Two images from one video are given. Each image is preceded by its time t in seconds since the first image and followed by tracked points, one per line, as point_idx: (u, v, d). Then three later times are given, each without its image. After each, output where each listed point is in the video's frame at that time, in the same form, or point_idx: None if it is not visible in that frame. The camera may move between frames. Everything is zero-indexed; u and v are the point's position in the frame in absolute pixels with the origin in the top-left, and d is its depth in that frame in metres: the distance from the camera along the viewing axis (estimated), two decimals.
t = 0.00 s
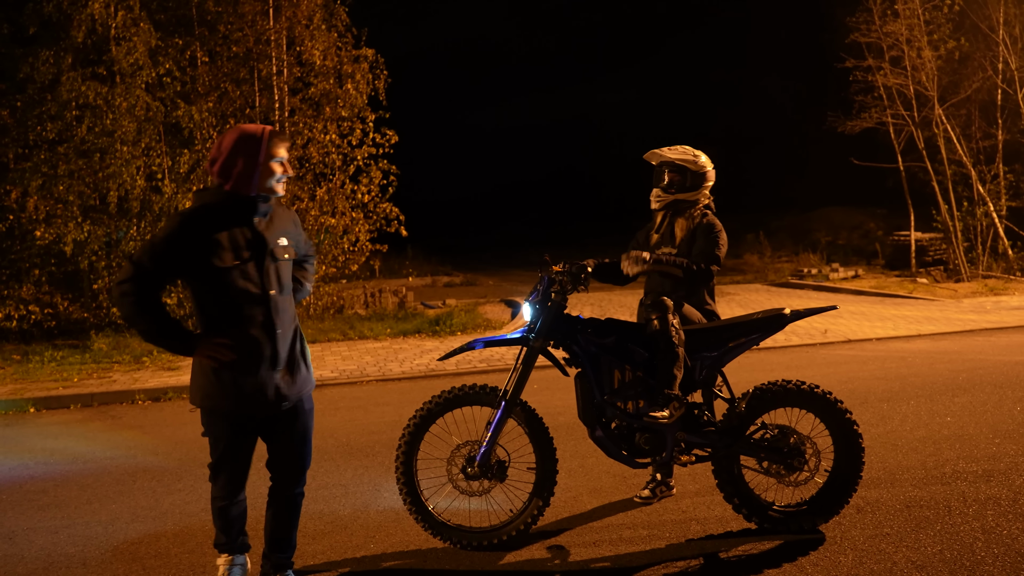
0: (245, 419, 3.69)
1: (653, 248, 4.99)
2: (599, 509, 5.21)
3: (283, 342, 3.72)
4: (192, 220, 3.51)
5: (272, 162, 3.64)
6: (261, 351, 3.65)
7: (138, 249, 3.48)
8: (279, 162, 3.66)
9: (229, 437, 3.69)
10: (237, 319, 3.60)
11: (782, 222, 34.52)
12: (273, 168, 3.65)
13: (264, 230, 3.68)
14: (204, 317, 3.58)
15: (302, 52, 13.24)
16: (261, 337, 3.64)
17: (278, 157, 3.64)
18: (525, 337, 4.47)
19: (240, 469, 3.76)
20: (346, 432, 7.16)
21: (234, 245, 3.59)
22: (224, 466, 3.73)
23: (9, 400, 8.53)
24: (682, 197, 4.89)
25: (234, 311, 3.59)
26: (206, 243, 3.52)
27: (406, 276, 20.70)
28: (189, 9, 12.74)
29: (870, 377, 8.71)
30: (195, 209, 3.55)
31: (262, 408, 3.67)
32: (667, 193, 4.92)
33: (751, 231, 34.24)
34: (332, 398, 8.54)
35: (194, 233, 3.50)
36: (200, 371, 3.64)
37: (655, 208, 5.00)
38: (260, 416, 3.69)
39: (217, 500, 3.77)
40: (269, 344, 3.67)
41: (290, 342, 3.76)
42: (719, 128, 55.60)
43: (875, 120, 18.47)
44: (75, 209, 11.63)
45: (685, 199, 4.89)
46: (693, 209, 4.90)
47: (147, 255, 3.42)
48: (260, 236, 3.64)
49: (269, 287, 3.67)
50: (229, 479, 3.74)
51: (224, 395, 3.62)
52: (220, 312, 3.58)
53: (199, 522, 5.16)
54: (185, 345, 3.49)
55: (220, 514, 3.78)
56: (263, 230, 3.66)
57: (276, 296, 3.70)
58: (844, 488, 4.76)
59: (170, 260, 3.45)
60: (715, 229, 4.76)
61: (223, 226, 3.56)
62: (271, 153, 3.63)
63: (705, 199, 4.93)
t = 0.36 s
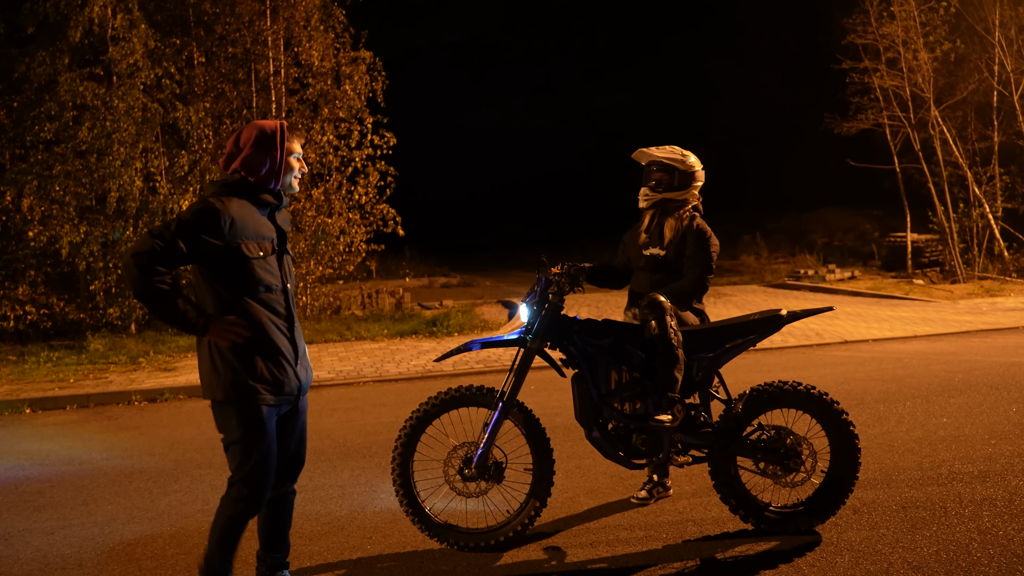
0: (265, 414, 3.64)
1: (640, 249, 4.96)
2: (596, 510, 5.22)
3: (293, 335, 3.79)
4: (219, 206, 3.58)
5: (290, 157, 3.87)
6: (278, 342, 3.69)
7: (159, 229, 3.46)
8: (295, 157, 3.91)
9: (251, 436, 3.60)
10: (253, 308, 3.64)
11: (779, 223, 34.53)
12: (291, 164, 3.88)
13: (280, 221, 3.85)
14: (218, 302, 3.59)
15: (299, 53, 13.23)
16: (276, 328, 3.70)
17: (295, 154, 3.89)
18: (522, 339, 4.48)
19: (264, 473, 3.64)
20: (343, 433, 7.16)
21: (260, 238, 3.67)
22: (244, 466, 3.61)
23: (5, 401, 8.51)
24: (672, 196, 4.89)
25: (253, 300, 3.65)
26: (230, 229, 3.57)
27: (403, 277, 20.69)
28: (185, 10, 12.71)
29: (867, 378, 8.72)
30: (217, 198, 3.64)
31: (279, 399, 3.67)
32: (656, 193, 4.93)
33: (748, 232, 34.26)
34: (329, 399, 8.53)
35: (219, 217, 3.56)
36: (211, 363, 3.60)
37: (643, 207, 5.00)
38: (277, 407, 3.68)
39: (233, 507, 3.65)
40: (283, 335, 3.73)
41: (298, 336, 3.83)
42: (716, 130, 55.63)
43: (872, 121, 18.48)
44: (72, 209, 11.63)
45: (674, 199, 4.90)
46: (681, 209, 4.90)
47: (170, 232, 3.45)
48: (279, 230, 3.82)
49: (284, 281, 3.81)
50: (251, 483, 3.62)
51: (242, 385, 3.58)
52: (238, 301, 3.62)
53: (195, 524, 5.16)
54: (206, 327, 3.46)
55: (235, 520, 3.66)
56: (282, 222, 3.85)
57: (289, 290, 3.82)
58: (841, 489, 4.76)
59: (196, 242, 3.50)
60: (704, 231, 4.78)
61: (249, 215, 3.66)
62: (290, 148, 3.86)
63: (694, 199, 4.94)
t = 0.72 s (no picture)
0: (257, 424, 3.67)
1: (630, 250, 4.96)
2: (591, 513, 5.21)
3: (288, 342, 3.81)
4: (216, 215, 3.50)
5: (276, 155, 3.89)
6: (276, 351, 3.71)
7: (158, 247, 3.36)
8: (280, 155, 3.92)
9: (242, 448, 3.63)
10: (254, 318, 3.63)
11: (774, 226, 34.60)
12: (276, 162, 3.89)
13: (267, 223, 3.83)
14: (216, 313, 3.57)
15: (295, 55, 13.22)
16: (274, 337, 3.71)
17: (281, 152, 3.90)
18: (518, 342, 4.47)
19: (246, 484, 3.68)
20: (338, 436, 7.15)
21: (253, 243, 3.64)
22: (228, 479, 3.64)
23: None
24: (662, 197, 4.92)
25: (253, 309, 3.64)
26: (229, 239, 3.52)
27: (398, 280, 20.68)
28: (180, 13, 12.71)
29: (862, 380, 8.74)
30: (211, 205, 3.55)
31: (273, 408, 3.70)
32: (647, 194, 4.96)
33: (743, 234, 34.30)
34: (324, 402, 8.52)
35: (219, 228, 3.48)
36: (205, 374, 3.60)
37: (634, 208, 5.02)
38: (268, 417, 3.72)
39: (216, 517, 3.67)
40: (280, 343, 3.74)
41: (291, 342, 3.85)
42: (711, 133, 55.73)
43: (867, 124, 18.53)
44: (66, 211, 11.67)
45: (665, 200, 4.92)
46: (672, 211, 4.92)
47: (176, 250, 3.35)
48: (268, 231, 3.79)
49: (278, 286, 3.80)
50: (236, 492, 3.66)
51: (238, 396, 3.61)
52: (239, 311, 3.60)
53: (190, 528, 5.14)
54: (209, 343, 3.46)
55: (218, 530, 3.68)
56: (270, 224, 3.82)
57: (283, 295, 3.82)
58: (836, 492, 4.77)
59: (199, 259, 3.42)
60: (695, 235, 4.80)
61: (243, 223, 3.60)
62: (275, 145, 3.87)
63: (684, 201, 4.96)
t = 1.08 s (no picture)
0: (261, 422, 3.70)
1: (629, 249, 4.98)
2: (589, 510, 5.22)
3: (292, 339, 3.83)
4: (224, 215, 3.53)
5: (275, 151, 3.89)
6: (283, 349, 3.73)
7: (171, 252, 3.39)
8: (279, 152, 3.93)
9: (243, 445, 3.67)
10: (262, 317, 3.65)
11: (770, 224, 34.65)
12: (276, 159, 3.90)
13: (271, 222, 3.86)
14: (225, 313, 3.60)
15: (292, 53, 13.20)
16: (281, 334, 3.73)
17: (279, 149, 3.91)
18: (516, 339, 4.49)
19: (246, 482, 3.71)
20: (336, 434, 7.14)
21: (259, 241, 3.67)
22: (229, 477, 3.68)
23: None
24: (655, 193, 4.89)
25: (260, 307, 3.65)
26: (237, 238, 3.55)
27: (395, 278, 20.67)
28: (177, 11, 12.69)
29: (859, 378, 8.76)
30: (216, 205, 3.58)
31: (278, 404, 3.73)
32: (640, 190, 4.93)
33: (740, 233, 34.32)
34: (322, 400, 8.51)
35: (228, 228, 3.51)
36: (209, 373, 3.62)
37: (629, 206, 5.00)
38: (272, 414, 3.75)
39: (214, 515, 3.70)
40: (285, 340, 3.76)
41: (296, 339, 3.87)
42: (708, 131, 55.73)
43: (864, 123, 18.54)
44: (63, 210, 11.62)
45: (658, 196, 4.89)
46: (667, 208, 4.90)
47: (191, 253, 3.40)
48: (271, 229, 3.83)
49: (283, 284, 3.82)
50: (235, 490, 3.69)
51: (243, 394, 3.63)
52: (246, 312, 3.62)
53: (188, 525, 5.14)
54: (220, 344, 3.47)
55: (217, 527, 3.71)
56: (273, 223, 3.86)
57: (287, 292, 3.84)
58: (835, 488, 4.78)
59: (211, 260, 3.45)
60: (691, 231, 4.79)
61: (248, 221, 3.63)
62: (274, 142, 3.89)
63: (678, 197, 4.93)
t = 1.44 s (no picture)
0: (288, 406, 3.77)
1: (627, 244, 5.00)
2: (588, 502, 5.23)
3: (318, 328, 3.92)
4: (250, 208, 3.64)
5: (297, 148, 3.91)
6: (311, 337, 3.82)
7: (203, 245, 3.50)
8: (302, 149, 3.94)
9: (270, 429, 3.73)
10: (290, 306, 3.76)
11: (768, 216, 34.63)
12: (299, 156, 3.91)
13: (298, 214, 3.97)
14: (255, 303, 3.71)
15: (290, 45, 13.17)
16: (308, 323, 3.83)
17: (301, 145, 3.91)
18: (516, 331, 4.50)
19: (272, 464, 3.76)
20: (335, 427, 7.15)
21: (284, 232, 3.78)
22: (255, 458, 3.73)
23: None
24: (645, 184, 4.92)
25: (288, 296, 3.76)
26: (264, 230, 3.66)
27: (393, 270, 20.66)
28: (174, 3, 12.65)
29: (857, 370, 8.77)
30: (243, 199, 3.68)
31: (305, 389, 3.81)
32: (631, 184, 4.96)
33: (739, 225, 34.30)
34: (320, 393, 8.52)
35: (254, 220, 3.62)
36: (240, 358, 3.69)
37: (623, 201, 5.04)
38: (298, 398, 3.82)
39: (238, 496, 3.73)
40: (313, 329, 3.86)
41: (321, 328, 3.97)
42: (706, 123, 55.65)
43: (862, 115, 18.52)
44: (60, 202, 11.59)
45: (647, 187, 4.91)
46: (660, 196, 4.92)
47: (222, 245, 3.51)
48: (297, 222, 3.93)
49: (309, 275, 3.93)
50: (258, 472, 3.73)
51: (272, 379, 3.70)
52: (275, 302, 3.73)
53: (187, 517, 5.15)
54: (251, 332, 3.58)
55: (241, 508, 3.75)
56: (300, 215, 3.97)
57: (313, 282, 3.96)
58: (833, 479, 4.79)
59: (241, 252, 3.56)
60: (687, 219, 4.78)
61: (273, 213, 3.74)
62: (296, 141, 3.89)
63: (668, 184, 4.95)
